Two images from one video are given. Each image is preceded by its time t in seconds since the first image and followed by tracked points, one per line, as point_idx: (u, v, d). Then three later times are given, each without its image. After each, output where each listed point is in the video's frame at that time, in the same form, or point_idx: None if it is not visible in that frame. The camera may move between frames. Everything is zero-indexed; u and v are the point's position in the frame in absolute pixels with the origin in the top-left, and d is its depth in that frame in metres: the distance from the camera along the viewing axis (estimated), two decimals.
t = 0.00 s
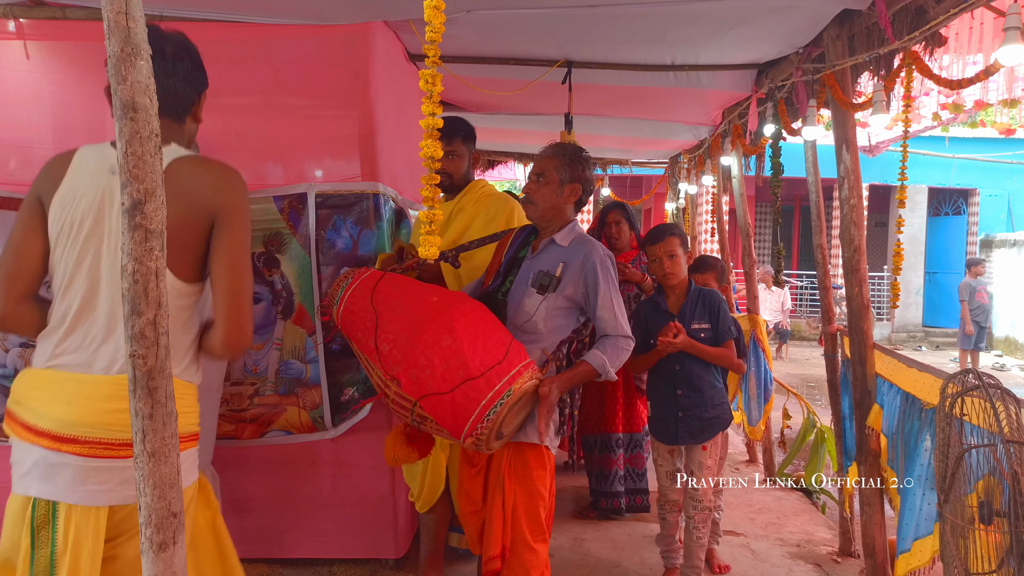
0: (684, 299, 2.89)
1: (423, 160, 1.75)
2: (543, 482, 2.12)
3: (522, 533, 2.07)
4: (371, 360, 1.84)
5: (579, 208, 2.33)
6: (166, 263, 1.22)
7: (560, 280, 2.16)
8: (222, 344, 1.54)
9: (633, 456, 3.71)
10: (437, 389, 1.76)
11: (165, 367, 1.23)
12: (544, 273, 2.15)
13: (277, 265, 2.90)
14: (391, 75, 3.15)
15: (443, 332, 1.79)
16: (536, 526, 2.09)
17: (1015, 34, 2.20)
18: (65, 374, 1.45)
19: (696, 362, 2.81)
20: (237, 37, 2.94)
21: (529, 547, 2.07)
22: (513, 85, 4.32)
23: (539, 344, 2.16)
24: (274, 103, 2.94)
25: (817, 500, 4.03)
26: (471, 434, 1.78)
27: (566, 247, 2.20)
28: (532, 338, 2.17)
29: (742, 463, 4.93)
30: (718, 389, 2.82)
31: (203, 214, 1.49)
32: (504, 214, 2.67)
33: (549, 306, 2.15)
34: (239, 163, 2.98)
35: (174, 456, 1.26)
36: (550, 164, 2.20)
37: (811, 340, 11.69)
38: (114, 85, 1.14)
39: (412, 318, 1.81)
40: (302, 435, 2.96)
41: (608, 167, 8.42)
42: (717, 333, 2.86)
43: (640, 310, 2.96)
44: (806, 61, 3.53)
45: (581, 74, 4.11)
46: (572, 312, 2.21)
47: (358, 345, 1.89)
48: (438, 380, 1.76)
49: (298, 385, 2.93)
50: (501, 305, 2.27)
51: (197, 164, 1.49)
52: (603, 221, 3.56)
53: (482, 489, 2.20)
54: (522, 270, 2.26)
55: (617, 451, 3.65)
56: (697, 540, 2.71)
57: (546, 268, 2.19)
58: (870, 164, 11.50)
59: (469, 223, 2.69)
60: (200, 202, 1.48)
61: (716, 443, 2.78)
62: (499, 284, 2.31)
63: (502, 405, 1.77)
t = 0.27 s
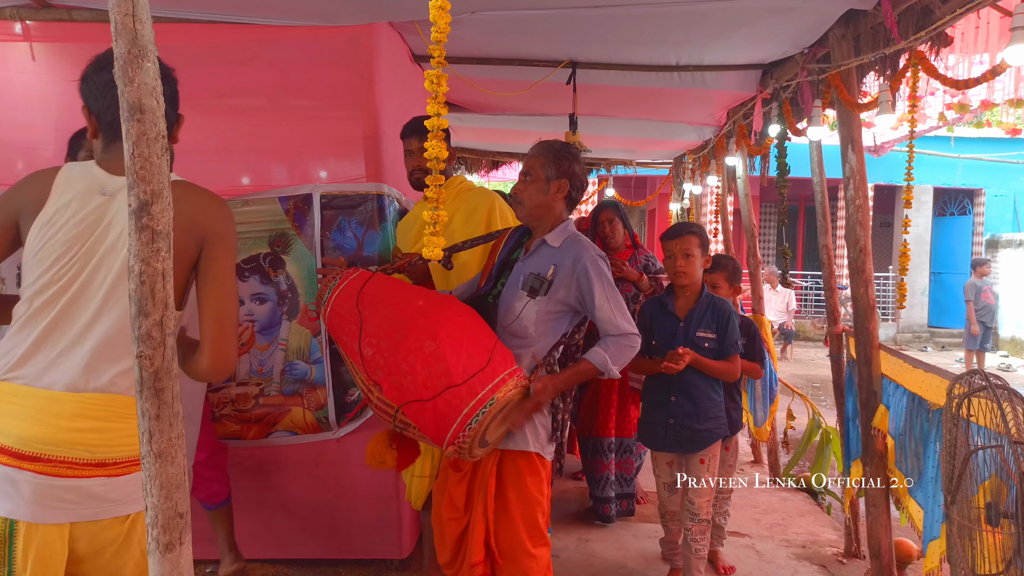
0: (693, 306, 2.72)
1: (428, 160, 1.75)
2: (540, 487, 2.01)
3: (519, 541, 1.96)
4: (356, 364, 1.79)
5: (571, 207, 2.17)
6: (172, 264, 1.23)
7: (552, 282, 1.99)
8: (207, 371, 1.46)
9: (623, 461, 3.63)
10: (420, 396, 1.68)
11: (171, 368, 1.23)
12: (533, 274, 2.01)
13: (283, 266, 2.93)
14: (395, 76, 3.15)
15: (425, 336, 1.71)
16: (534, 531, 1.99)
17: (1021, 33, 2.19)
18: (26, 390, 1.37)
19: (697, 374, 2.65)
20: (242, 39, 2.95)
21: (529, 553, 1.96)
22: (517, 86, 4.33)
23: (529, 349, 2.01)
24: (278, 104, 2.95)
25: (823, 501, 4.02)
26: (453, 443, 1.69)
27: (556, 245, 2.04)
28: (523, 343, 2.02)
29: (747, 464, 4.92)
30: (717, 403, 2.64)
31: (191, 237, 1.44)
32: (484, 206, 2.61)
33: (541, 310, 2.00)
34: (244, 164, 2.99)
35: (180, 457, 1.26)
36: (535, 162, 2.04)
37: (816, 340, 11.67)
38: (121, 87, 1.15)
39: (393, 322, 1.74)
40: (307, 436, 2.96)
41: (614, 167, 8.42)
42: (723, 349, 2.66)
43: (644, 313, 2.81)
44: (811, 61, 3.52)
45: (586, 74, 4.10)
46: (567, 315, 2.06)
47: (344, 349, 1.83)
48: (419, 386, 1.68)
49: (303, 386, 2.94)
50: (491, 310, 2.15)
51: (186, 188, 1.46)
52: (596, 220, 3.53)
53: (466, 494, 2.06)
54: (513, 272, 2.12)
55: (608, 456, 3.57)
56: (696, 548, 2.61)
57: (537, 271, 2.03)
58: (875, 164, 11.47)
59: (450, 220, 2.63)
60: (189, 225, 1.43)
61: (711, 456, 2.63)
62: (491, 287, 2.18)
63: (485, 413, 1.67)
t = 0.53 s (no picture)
0: (699, 305, 2.68)
1: (428, 161, 1.75)
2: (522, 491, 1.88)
3: (501, 546, 1.83)
4: (325, 371, 1.71)
5: (553, 210, 2.05)
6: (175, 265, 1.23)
7: (527, 284, 1.90)
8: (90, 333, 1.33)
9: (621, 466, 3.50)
10: (383, 401, 1.60)
11: (174, 369, 1.24)
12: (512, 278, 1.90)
13: (285, 267, 2.96)
14: (397, 77, 3.15)
15: (390, 341, 1.63)
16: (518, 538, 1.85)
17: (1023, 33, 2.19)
18: None
19: (701, 376, 2.61)
20: (244, 40, 2.96)
21: (513, 558, 1.83)
22: (519, 86, 4.33)
23: (504, 353, 1.91)
24: (281, 105, 2.95)
25: (826, 501, 4.01)
26: (419, 447, 1.61)
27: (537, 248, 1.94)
28: (499, 347, 1.92)
29: (749, 464, 4.92)
30: (719, 407, 2.61)
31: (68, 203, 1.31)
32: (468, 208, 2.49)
33: (516, 312, 1.90)
34: (247, 165, 3.00)
35: (183, 457, 1.26)
36: (513, 162, 1.93)
37: (818, 340, 11.66)
38: (124, 88, 1.15)
39: (360, 326, 1.67)
40: (310, 436, 2.97)
41: (615, 167, 8.43)
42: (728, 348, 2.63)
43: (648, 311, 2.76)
44: (813, 62, 3.52)
45: (587, 75, 4.10)
46: (544, 318, 1.95)
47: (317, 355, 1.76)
48: (383, 391, 1.61)
49: (306, 386, 2.97)
50: (467, 315, 2.01)
51: (63, 153, 1.32)
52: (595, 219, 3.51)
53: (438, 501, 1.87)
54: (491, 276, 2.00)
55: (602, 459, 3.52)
56: (699, 554, 2.60)
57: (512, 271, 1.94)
58: (877, 163, 11.47)
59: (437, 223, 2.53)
60: (59, 190, 1.30)
61: (712, 462, 2.60)
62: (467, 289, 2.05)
63: (450, 417, 1.59)
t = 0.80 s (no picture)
0: (691, 306, 2.63)
1: (431, 161, 1.75)
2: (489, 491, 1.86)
3: (473, 547, 1.81)
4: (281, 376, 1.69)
5: (520, 210, 1.99)
6: (178, 264, 1.23)
7: (485, 283, 1.87)
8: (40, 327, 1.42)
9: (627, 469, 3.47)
10: (337, 406, 1.59)
11: (177, 368, 1.24)
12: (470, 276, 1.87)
13: (288, 266, 2.97)
14: (400, 76, 3.15)
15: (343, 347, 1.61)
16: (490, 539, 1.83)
17: None
18: None
19: (695, 382, 2.57)
20: (247, 39, 2.96)
21: (488, 558, 1.82)
22: (522, 85, 4.32)
23: (462, 353, 1.88)
24: (284, 104, 2.95)
25: (830, 500, 4.01)
26: (373, 453, 1.60)
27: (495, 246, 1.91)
28: (457, 347, 1.89)
29: (753, 463, 4.91)
30: (716, 412, 2.57)
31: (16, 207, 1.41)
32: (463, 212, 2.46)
33: (473, 311, 1.87)
34: (250, 164, 3.00)
35: (186, 456, 1.26)
36: (477, 161, 1.89)
37: (821, 338, 11.64)
38: (126, 86, 1.15)
39: (316, 331, 1.65)
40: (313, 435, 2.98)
41: (618, 166, 8.42)
42: (722, 351, 2.57)
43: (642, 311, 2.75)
44: (817, 59, 3.51)
45: (591, 73, 4.10)
46: (504, 318, 1.91)
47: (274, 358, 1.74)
48: (337, 397, 1.59)
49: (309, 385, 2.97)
50: (431, 314, 2.01)
51: (11, 156, 1.42)
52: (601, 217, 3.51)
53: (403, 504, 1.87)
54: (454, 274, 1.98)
55: (608, 461, 3.50)
56: (701, 558, 2.59)
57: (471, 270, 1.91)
58: (881, 161, 11.44)
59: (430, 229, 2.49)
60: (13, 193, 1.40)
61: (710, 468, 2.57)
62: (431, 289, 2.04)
63: (403, 423, 1.58)
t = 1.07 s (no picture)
0: (669, 305, 2.56)
1: (438, 161, 1.74)
2: (436, 496, 1.84)
3: (408, 550, 1.80)
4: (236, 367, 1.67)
5: (485, 208, 2.04)
6: (184, 266, 1.23)
7: (444, 279, 1.87)
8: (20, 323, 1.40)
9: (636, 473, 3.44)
10: (286, 398, 1.58)
11: (183, 369, 1.24)
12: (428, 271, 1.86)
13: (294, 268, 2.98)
14: (405, 78, 3.16)
15: (294, 338, 1.60)
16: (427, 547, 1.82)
17: None
18: None
19: (677, 383, 2.49)
20: (252, 41, 2.97)
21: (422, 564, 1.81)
22: (527, 86, 4.33)
23: (419, 349, 1.88)
24: (289, 106, 2.96)
25: (835, 501, 3.99)
26: (323, 445, 1.58)
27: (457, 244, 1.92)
28: (414, 342, 1.89)
29: (758, 464, 4.91)
30: (701, 416, 2.49)
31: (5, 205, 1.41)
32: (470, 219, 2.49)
33: (430, 306, 1.87)
34: (255, 166, 3.01)
35: (192, 457, 1.27)
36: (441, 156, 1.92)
37: (827, 339, 11.62)
38: (133, 89, 1.16)
39: (270, 322, 1.63)
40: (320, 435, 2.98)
41: (623, 167, 8.42)
42: (704, 351, 2.49)
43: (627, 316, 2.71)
44: (822, 59, 3.50)
45: (595, 74, 4.10)
46: (462, 315, 1.92)
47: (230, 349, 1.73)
48: (287, 388, 1.58)
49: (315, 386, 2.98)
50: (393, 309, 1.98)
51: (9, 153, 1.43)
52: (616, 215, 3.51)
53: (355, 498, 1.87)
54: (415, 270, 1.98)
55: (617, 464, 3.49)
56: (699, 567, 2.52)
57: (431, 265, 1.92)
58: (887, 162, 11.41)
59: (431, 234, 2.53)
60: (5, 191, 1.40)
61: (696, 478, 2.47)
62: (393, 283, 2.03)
63: (351, 416, 1.56)
